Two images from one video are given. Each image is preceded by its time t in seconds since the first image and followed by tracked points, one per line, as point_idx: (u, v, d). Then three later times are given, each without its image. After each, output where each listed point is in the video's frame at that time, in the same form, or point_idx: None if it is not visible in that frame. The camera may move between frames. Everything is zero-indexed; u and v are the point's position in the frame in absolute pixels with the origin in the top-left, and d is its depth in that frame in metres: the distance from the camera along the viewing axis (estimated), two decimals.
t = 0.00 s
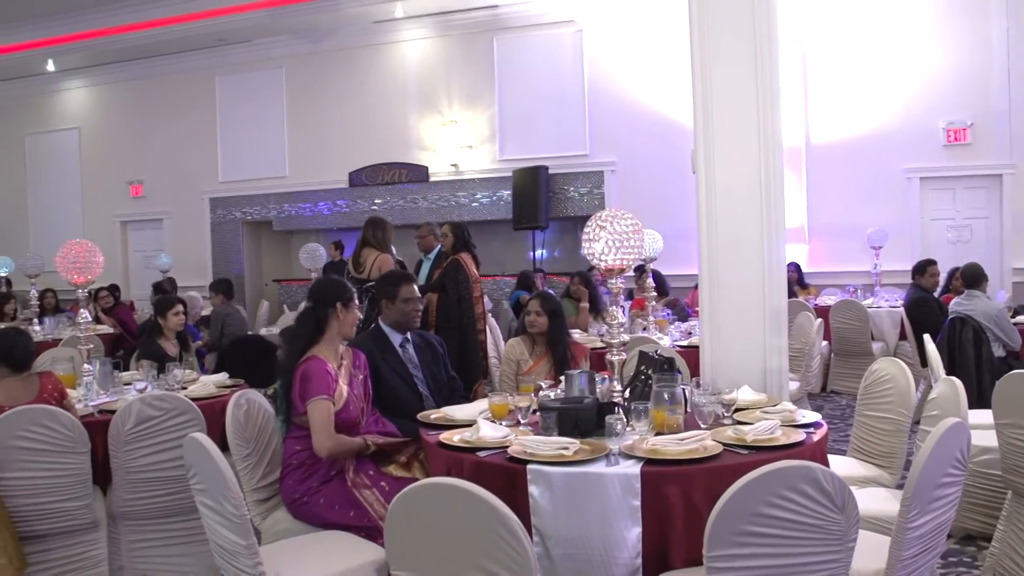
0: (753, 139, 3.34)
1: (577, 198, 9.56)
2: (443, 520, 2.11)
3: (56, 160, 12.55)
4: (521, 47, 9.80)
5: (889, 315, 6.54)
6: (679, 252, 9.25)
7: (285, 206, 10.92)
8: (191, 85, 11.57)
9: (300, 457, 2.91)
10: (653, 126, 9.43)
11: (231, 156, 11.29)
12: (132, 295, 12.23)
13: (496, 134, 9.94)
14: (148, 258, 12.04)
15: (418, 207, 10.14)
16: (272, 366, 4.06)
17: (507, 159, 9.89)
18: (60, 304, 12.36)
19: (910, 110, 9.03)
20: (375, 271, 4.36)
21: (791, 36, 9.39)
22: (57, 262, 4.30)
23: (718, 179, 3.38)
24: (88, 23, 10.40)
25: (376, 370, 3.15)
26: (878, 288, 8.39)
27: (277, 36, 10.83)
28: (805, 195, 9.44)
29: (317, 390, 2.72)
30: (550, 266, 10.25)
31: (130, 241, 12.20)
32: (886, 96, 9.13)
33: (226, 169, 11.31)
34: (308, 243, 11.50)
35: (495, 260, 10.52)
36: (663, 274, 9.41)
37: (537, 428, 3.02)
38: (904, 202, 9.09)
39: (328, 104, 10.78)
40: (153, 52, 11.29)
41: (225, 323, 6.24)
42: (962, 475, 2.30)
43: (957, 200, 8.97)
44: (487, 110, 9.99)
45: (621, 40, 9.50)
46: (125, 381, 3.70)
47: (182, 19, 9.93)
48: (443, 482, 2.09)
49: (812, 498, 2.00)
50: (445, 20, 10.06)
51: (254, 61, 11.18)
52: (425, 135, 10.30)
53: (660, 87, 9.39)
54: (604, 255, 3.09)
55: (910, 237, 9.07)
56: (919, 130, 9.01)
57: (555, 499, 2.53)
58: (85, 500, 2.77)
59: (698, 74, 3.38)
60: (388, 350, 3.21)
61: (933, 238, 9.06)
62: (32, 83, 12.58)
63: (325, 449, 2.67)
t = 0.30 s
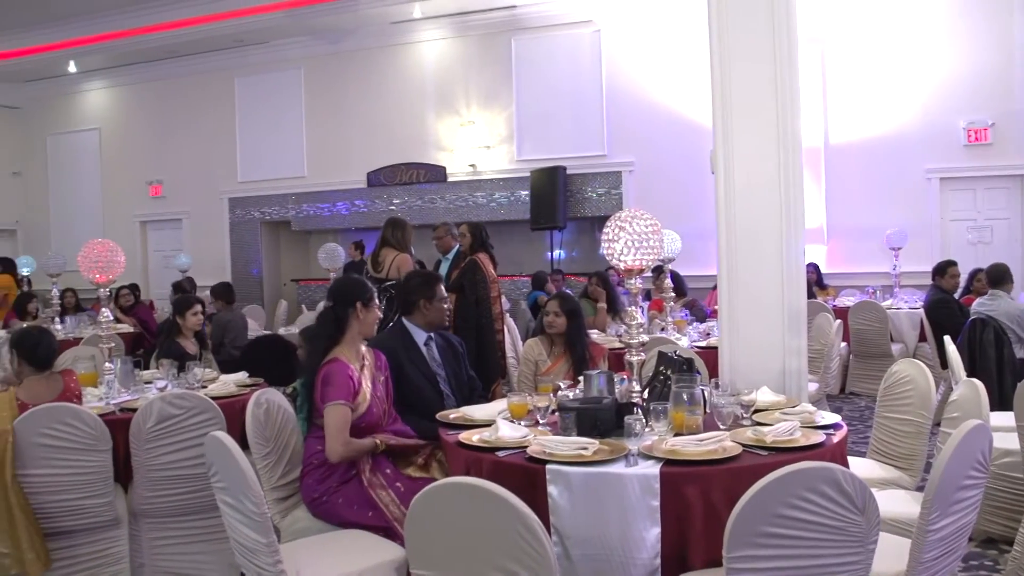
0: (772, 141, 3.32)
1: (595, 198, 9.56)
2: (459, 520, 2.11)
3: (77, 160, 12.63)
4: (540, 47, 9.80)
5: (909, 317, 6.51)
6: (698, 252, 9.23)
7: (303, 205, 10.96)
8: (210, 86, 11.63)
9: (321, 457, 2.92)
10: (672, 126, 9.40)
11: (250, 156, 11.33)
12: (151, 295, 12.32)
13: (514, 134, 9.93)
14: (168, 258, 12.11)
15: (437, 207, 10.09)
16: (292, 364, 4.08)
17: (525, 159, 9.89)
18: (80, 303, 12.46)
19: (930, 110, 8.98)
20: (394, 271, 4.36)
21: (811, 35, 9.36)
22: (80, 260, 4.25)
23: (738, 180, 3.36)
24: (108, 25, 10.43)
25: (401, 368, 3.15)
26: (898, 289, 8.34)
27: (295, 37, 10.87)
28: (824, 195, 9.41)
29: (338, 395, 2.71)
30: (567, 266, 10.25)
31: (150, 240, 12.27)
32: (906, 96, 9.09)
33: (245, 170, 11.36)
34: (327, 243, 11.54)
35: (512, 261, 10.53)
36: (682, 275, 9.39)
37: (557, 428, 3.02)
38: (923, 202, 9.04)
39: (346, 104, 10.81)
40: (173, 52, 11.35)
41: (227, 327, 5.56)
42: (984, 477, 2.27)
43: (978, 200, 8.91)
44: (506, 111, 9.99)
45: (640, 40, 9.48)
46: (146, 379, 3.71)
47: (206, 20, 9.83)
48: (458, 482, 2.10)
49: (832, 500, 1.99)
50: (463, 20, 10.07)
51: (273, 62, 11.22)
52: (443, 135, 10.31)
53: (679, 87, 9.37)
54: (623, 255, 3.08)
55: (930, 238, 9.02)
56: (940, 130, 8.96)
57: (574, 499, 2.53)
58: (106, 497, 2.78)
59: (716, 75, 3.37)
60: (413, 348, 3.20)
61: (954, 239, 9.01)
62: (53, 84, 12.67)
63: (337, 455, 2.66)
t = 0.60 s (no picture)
0: (793, 142, 3.31)
1: (613, 199, 9.55)
2: (479, 519, 2.12)
3: (98, 160, 12.70)
4: (559, 46, 9.78)
5: (928, 318, 6.47)
6: (717, 252, 9.20)
7: (322, 205, 10.98)
8: (229, 87, 11.66)
9: (342, 456, 2.93)
10: (691, 126, 9.37)
11: (268, 156, 11.36)
12: (171, 294, 12.38)
13: (532, 134, 9.91)
14: (187, 257, 12.18)
15: (454, 207, 10.25)
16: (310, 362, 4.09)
17: (543, 159, 9.86)
18: (101, 302, 12.54)
19: (951, 111, 8.93)
20: (412, 271, 4.36)
21: (832, 35, 9.31)
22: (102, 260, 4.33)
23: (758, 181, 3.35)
24: (138, 23, 10.72)
25: (422, 367, 3.15)
26: (917, 290, 8.29)
27: (314, 37, 10.88)
28: (843, 196, 9.38)
29: (361, 394, 2.72)
30: (585, 267, 10.24)
31: (170, 240, 12.33)
32: (926, 95, 9.03)
33: (264, 170, 11.39)
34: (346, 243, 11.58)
35: (530, 261, 10.53)
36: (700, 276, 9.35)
37: (577, 429, 3.01)
38: (944, 203, 8.99)
39: (364, 105, 10.82)
40: (192, 53, 11.38)
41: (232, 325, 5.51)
42: (1006, 480, 2.26)
43: (999, 201, 8.84)
44: (524, 111, 9.97)
45: (659, 40, 9.45)
46: (167, 377, 3.72)
47: (231, 19, 10.15)
48: (476, 481, 2.10)
49: (853, 501, 1.97)
50: (481, 21, 10.06)
51: (292, 62, 11.24)
52: (461, 136, 10.29)
53: (699, 86, 9.33)
54: (644, 255, 3.08)
55: (951, 239, 8.96)
56: (961, 130, 8.91)
57: (594, 498, 2.52)
58: (127, 495, 2.79)
59: (737, 75, 3.36)
60: (436, 347, 3.20)
61: (974, 240, 8.95)
62: (74, 84, 12.75)
63: (364, 456, 2.68)
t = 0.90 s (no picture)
0: (814, 142, 3.30)
1: (633, 199, 9.43)
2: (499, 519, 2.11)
3: (118, 160, 12.72)
4: (579, 47, 9.70)
5: (951, 319, 6.43)
6: (737, 253, 9.10)
7: (342, 206, 10.93)
8: (249, 87, 11.63)
9: (364, 455, 2.93)
10: (712, 127, 9.27)
11: (288, 157, 11.33)
12: (191, 294, 12.40)
13: (552, 135, 9.84)
14: (208, 257, 12.17)
15: (474, 207, 10.09)
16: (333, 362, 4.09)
17: (563, 159, 9.78)
18: (122, 302, 12.57)
19: (974, 110, 8.84)
20: (432, 272, 4.36)
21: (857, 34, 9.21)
22: (127, 259, 4.28)
23: (779, 181, 3.34)
24: (159, 24, 10.72)
25: (444, 367, 3.15)
26: (940, 291, 8.17)
27: (334, 38, 10.83)
28: (863, 196, 9.30)
29: (379, 395, 2.72)
30: (604, 267, 10.19)
31: (191, 239, 12.32)
32: (947, 94, 8.95)
33: (285, 170, 11.35)
34: (366, 243, 11.58)
35: (550, 261, 10.47)
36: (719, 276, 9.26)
37: (597, 429, 3.00)
38: (967, 203, 8.89)
39: (385, 105, 10.76)
40: (214, 54, 11.35)
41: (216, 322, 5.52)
42: None
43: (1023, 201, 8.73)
44: (544, 111, 9.89)
45: (685, 39, 9.34)
46: (189, 377, 3.73)
47: (256, 19, 10.15)
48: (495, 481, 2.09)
49: (877, 502, 1.95)
50: (501, 21, 10.00)
51: (311, 63, 11.20)
52: (481, 136, 10.22)
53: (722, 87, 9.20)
54: (665, 255, 3.07)
55: (974, 239, 8.85)
56: (986, 130, 8.80)
57: (616, 498, 2.49)
58: (150, 492, 2.82)
59: (759, 76, 3.35)
60: (457, 346, 3.20)
61: (998, 240, 8.83)
62: (95, 85, 12.76)
63: (381, 458, 2.70)
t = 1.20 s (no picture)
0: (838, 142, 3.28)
1: (654, 199, 9.29)
2: (522, 520, 2.11)
3: (141, 160, 12.75)
4: (600, 47, 9.56)
5: (976, 321, 6.34)
6: (759, 253, 8.95)
7: (364, 205, 10.87)
8: (271, 88, 11.58)
9: (388, 454, 2.94)
10: (735, 126, 9.10)
11: (311, 157, 11.27)
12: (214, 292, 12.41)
13: (574, 135, 9.72)
14: (230, 256, 12.13)
15: (496, 207, 10.01)
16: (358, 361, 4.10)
17: (584, 159, 9.67)
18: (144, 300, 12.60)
19: (997, 109, 8.63)
20: (454, 272, 4.37)
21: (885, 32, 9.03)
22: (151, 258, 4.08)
23: (803, 181, 3.32)
24: (184, 25, 10.77)
25: (466, 367, 3.14)
26: (962, 293, 7.97)
27: (355, 39, 10.76)
28: (885, 197, 9.12)
29: (402, 396, 2.72)
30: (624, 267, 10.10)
31: (213, 239, 12.29)
32: (970, 90, 8.74)
33: (307, 169, 11.30)
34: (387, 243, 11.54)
35: (572, 261, 10.38)
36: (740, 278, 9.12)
37: (620, 429, 2.99)
38: (990, 204, 8.66)
39: (407, 105, 10.68)
40: (237, 55, 11.32)
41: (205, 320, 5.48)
42: None
43: None
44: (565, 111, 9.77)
45: (708, 38, 9.18)
46: (213, 376, 3.75)
47: (277, 20, 10.13)
48: (517, 482, 2.10)
49: (902, 505, 1.93)
50: (522, 22, 9.89)
51: (333, 64, 11.13)
52: (502, 136, 10.10)
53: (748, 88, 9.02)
54: (690, 256, 3.08)
55: (999, 242, 8.62)
56: (1015, 130, 8.57)
57: (639, 498, 2.48)
58: (176, 489, 2.86)
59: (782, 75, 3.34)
60: (478, 346, 3.19)
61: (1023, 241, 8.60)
62: (120, 86, 12.78)
63: (405, 459, 2.69)
